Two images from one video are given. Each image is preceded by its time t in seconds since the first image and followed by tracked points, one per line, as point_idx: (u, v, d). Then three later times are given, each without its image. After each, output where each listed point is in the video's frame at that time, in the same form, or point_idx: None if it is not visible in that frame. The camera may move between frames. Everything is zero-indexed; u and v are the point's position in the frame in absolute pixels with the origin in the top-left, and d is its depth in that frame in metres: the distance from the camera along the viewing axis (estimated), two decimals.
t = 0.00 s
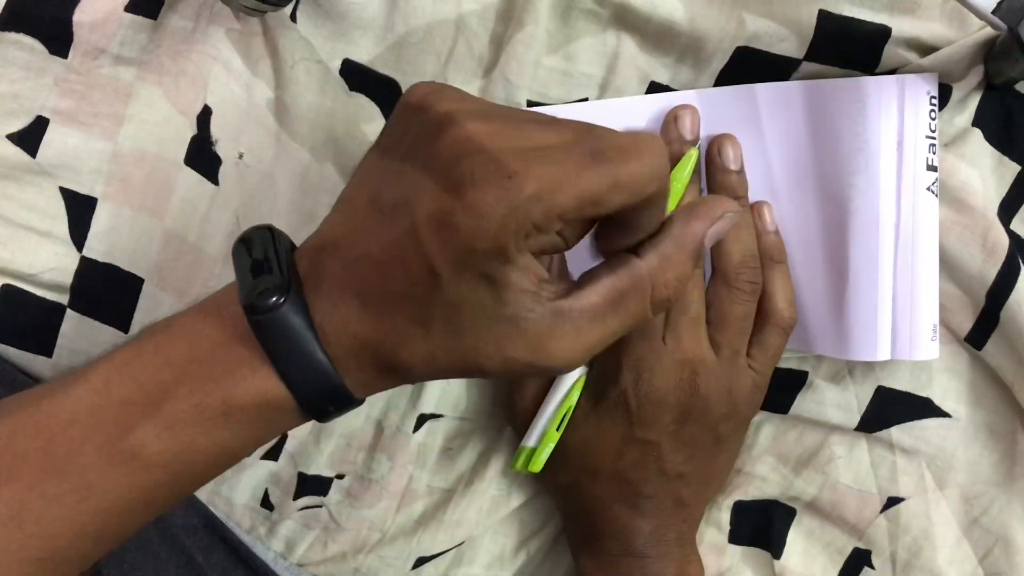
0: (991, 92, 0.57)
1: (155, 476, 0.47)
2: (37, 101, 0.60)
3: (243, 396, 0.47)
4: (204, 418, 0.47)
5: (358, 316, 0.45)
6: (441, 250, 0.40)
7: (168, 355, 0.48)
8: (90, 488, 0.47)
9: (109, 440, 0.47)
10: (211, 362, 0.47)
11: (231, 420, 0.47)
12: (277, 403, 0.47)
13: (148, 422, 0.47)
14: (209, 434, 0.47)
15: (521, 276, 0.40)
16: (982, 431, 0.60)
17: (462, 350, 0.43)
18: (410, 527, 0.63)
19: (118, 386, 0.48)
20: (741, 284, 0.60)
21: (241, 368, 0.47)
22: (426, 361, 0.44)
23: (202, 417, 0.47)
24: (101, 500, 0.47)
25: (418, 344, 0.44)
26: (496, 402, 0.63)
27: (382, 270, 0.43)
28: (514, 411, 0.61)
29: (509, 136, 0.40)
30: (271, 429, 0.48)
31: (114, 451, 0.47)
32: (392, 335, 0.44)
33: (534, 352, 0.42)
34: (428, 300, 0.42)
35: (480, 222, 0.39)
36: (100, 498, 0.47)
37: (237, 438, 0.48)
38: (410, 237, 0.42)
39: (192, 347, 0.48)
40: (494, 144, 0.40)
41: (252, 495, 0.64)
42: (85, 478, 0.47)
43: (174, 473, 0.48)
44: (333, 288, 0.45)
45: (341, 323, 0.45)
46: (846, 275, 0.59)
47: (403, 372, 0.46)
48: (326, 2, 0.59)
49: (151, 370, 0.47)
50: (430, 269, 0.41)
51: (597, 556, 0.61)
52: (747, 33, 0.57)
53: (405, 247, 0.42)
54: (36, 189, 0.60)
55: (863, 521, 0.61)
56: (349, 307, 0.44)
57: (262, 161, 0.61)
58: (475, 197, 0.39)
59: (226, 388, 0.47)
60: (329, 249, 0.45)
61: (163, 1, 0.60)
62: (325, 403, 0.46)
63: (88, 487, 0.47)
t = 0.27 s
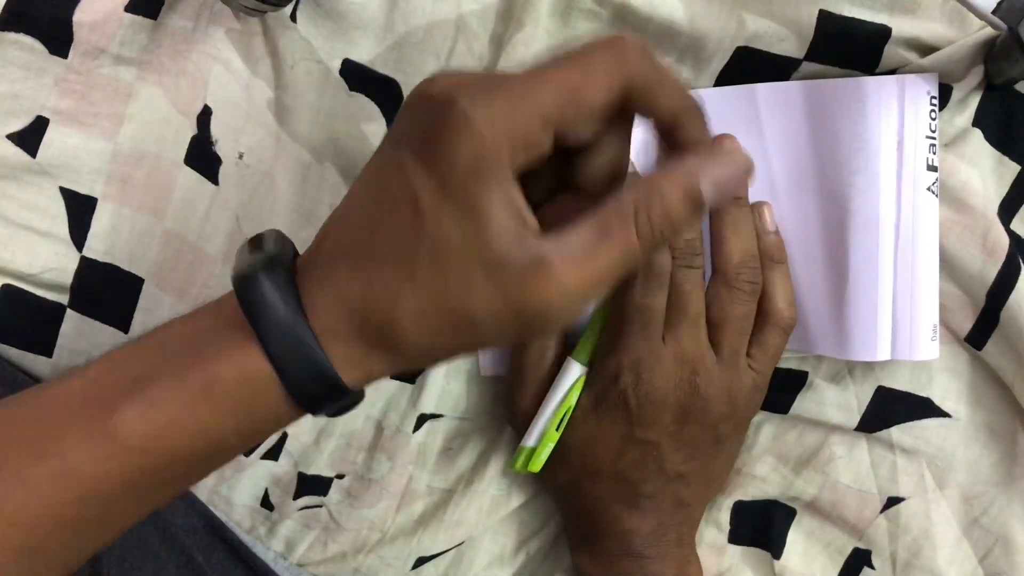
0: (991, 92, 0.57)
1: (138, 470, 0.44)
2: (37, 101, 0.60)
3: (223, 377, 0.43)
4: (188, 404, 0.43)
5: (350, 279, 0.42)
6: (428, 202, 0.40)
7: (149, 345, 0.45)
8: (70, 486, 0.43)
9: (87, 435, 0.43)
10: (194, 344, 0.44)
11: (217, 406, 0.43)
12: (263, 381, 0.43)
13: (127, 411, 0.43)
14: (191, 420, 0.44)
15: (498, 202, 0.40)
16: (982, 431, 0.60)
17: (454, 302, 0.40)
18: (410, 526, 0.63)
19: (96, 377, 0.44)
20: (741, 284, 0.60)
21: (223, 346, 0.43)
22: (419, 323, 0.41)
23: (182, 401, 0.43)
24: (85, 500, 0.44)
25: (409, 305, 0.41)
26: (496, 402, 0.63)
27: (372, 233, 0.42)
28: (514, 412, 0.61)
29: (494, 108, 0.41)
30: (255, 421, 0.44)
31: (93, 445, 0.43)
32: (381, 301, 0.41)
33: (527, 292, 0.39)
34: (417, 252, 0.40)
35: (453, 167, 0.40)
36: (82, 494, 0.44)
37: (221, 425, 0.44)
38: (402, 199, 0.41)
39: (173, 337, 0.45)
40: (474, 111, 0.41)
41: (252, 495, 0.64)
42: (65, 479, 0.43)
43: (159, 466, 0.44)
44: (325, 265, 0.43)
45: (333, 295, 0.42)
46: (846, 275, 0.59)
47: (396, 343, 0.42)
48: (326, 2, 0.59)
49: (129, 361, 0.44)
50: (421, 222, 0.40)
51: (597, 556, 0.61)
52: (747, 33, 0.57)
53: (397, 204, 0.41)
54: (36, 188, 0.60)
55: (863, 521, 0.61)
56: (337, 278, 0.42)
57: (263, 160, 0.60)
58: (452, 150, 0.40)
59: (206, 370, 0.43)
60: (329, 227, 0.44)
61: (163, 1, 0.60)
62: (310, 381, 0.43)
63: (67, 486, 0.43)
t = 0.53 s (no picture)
0: (991, 92, 0.57)
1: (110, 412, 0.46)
2: (36, 101, 0.59)
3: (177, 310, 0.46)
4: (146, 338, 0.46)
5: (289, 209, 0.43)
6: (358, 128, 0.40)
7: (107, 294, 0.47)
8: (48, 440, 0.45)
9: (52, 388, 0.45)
10: (155, 306, 0.46)
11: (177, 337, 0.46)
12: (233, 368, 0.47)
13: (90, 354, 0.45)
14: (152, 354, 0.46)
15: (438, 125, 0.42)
16: (981, 431, 0.60)
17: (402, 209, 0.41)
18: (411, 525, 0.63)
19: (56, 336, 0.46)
20: (742, 284, 0.59)
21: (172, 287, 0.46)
22: (359, 226, 0.41)
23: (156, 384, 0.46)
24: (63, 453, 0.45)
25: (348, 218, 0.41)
26: (496, 402, 0.63)
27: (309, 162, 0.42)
28: (513, 412, 0.61)
29: (450, 65, 0.45)
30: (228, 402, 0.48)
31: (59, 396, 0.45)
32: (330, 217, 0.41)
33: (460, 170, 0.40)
34: (355, 172, 0.39)
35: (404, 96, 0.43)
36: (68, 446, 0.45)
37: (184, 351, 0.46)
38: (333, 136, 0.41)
39: (124, 283, 0.47)
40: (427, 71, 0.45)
41: (252, 495, 0.64)
42: (26, 439, 0.44)
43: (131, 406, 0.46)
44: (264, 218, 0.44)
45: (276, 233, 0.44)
46: (846, 275, 0.59)
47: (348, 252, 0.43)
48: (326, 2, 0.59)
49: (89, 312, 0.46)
50: (349, 146, 0.39)
51: (597, 556, 0.62)
52: (747, 33, 0.57)
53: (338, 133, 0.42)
54: (37, 189, 0.60)
55: (863, 521, 0.61)
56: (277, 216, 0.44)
57: (263, 161, 0.61)
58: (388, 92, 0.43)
59: (177, 356, 0.46)
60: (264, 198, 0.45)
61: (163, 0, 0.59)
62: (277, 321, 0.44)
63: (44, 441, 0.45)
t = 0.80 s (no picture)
0: (991, 92, 0.57)
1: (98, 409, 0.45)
2: (36, 101, 0.59)
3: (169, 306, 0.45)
4: (138, 334, 0.46)
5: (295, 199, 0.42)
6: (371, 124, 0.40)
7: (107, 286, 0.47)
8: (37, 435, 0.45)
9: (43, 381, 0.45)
10: (149, 297, 0.45)
11: (170, 333, 0.46)
12: (229, 357, 0.47)
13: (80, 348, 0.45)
14: (143, 348, 0.46)
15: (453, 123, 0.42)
16: (982, 431, 0.60)
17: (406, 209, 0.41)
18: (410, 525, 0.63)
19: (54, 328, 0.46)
20: (742, 284, 0.60)
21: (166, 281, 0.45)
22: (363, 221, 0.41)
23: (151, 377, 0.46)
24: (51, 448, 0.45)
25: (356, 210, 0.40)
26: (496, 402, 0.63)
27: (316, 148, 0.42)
28: (513, 412, 0.61)
29: (451, 61, 0.45)
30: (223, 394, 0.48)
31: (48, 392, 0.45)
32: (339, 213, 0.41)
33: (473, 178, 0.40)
34: (357, 164, 0.39)
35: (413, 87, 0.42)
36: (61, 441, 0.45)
37: (177, 345, 0.46)
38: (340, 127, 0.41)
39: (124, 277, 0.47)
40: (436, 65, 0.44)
41: (252, 495, 0.64)
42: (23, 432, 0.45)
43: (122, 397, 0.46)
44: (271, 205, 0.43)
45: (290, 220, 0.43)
46: (847, 275, 0.59)
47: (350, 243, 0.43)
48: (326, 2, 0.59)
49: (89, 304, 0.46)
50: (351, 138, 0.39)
51: (597, 556, 0.61)
52: (747, 33, 0.57)
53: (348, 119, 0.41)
54: (37, 189, 0.60)
55: (862, 521, 0.61)
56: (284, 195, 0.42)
57: (263, 161, 0.61)
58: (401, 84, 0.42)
59: (170, 349, 0.46)
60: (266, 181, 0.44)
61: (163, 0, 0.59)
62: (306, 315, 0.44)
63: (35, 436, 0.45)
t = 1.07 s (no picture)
0: (991, 92, 0.57)
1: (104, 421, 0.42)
2: (36, 101, 0.59)
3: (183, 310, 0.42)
4: (150, 339, 0.42)
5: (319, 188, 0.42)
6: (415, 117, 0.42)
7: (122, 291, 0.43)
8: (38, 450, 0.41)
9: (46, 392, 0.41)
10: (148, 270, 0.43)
11: (188, 339, 0.42)
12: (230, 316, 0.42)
13: (88, 355, 0.42)
14: (154, 356, 0.42)
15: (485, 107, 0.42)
16: (982, 431, 0.59)
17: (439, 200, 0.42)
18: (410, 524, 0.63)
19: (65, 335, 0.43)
20: (742, 284, 0.60)
21: (185, 282, 0.42)
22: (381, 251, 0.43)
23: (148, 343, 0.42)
24: (51, 464, 0.41)
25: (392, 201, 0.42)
26: (496, 402, 0.63)
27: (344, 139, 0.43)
28: (513, 411, 0.61)
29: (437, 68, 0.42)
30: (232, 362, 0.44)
31: (54, 401, 0.41)
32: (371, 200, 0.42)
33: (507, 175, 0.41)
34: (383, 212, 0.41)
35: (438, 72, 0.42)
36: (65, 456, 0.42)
37: (197, 346, 0.42)
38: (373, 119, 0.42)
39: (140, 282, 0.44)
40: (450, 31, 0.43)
41: (252, 495, 0.64)
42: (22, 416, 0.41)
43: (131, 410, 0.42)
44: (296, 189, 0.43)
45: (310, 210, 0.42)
46: (846, 275, 0.59)
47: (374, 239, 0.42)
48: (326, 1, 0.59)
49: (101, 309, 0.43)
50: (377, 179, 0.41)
51: (597, 556, 0.61)
52: (747, 33, 0.57)
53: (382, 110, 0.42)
54: (37, 189, 0.60)
55: (862, 521, 0.61)
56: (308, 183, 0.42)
57: (263, 160, 0.61)
58: (418, 77, 0.42)
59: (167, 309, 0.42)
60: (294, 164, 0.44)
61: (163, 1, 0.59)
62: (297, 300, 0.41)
63: (39, 450, 0.41)
